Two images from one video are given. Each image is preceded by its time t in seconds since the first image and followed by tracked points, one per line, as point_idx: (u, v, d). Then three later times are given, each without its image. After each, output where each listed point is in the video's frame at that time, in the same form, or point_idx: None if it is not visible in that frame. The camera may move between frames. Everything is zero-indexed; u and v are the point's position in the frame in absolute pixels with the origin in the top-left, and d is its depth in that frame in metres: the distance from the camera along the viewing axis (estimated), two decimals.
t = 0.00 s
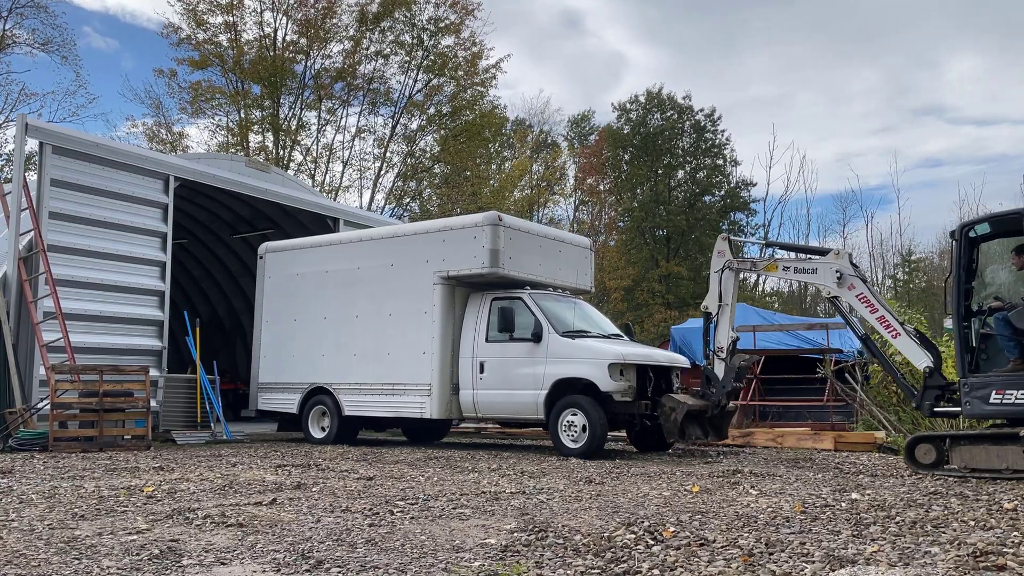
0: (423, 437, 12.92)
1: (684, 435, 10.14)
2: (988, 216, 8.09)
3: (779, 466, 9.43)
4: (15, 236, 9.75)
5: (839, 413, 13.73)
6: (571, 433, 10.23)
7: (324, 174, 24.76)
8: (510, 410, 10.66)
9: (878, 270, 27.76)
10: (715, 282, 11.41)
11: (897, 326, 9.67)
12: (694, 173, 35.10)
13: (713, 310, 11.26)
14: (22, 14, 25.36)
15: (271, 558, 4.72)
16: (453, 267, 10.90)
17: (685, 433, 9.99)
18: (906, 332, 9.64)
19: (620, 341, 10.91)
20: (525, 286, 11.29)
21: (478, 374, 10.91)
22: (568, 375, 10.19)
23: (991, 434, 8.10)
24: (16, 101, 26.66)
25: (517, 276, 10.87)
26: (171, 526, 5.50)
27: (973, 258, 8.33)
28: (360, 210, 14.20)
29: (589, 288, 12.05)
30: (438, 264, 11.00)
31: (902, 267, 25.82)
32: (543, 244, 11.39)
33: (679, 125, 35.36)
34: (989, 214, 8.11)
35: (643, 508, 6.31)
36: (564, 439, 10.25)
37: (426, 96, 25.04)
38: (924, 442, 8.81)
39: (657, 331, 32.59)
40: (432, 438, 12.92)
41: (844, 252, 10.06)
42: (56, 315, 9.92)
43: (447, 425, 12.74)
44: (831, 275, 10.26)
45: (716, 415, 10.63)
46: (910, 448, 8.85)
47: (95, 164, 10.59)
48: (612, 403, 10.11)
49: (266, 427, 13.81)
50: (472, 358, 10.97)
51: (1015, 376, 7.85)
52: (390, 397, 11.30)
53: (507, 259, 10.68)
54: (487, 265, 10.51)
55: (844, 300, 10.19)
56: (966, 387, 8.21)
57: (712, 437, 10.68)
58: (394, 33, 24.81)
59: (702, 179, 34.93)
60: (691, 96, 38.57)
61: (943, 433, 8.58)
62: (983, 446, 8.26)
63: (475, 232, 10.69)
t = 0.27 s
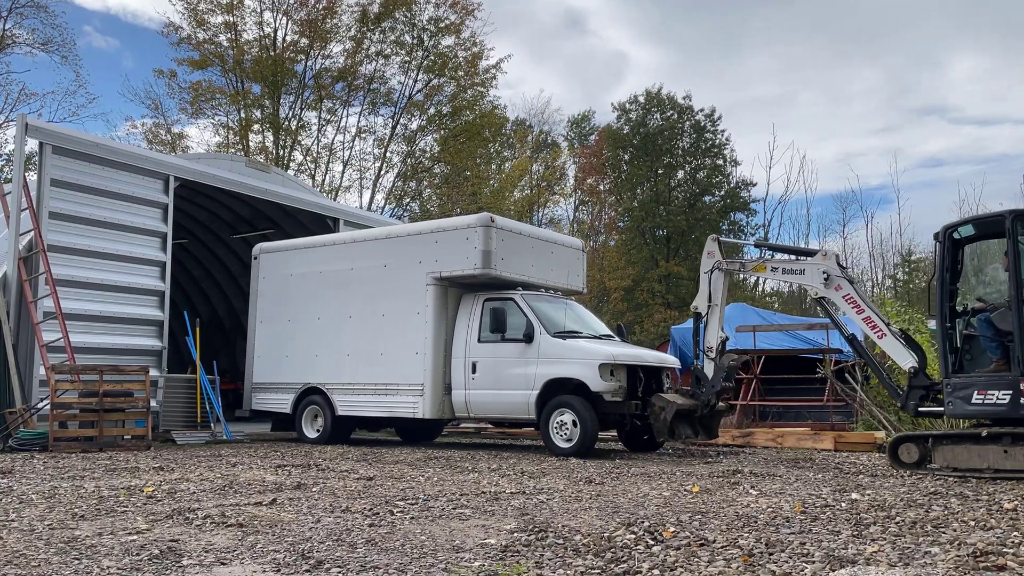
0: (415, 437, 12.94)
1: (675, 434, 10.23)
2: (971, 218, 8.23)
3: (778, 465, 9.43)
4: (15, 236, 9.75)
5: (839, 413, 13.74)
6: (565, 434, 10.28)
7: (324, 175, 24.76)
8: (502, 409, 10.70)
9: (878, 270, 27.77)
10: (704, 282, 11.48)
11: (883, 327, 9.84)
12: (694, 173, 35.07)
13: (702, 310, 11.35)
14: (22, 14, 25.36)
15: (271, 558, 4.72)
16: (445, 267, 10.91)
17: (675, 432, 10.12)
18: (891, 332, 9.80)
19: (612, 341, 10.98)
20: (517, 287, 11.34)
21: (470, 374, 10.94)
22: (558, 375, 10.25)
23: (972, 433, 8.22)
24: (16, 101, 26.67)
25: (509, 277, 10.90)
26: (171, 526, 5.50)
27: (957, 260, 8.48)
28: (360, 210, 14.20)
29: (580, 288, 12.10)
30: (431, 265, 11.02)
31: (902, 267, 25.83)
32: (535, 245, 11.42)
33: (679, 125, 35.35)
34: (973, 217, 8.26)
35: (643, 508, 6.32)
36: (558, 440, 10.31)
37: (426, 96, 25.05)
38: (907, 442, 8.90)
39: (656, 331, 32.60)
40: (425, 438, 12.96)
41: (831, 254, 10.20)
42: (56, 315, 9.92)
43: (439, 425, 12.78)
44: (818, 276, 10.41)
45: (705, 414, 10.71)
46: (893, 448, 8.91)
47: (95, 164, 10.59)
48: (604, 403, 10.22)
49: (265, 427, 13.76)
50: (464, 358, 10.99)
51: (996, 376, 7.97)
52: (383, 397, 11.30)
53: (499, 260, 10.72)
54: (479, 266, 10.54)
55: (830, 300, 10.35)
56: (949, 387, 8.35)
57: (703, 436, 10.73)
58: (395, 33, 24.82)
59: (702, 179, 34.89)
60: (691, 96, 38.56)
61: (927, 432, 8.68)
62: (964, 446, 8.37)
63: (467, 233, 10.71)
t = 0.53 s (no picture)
0: (404, 437, 12.98)
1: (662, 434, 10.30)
2: (955, 220, 8.33)
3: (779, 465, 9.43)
4: (15, 237, 9.75)
5: (839, 413, 13.74)
6: (555, 433, 10.33)
7: (324, 175, 24.77)
8: (493, 409, 10.73)
9: (878, 269, 27.77)
10: (693, 283, 11.48)
11: (868, 328, 9.89)
12: (694, 173, 34.99)
13: (692, 311, 11.34)
14: (22, 13, 25.36)
15: (271, 558, 4.72)
16: (437, 268, 10.91)
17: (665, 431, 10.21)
18: (877, 333, 9.87)
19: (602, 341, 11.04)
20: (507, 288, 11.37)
21: (461, 375, 10.96)
22: (549, 375, 10.29)
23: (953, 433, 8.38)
24: (16, 101, 26.68)
25: (500, 277, 10.93)
26: (171, 527, 5.50)
27: (941, 261, 8.59)
28: (360, 210, 14.20)
29: (572, 289, 12.13)
30: (423, 266, 11.03)
31: (903, 267, 25.82)
32: (526, 246, 11.43)
33: (679, 125, 35.30)
34: (956, 219, 8.36)
35: (643, 508, 6.32)
36: (548, 439, 10.35)
37: (426, 96, 25.06)
38: (888, 441, 8.99)
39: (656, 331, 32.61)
40: (416, 437, 12.98)
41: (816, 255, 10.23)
42: (56, 315, 9.92)
43: (429, 425, 12.82)
44: (804, 277, 10.45)
45: (694, 413, 10.71)
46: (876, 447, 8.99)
47: (95, 164, 10.59)
48: (594, 404, 10.24)
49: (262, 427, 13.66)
50: (456, 358, 11.01)
51: (977, 377, 8.08)
52: (376, 397, 11.30)
53: (490, 261, 10.75)
54: (470, 267, 10.56)
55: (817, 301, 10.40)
56: (930, 388, 8.43)
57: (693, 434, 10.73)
58: (395, 33, 24.83)
59: (701, 179, 34.77)
60: (691, 96, 38.54)
61: (908, 432, 8.78)
62: (944, 445, 8.52)
63: (459, 234, 10.72)
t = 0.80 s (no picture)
0: (394, 437, 13.03)
1: (648, 434, 10.38)
2: (933, 224, 8.68)
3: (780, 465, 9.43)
4: (15, 237, 9.75)
5: (839, 414, 13.75)
6: (542, 433, 10.35)
7: (324, 175, 24.77)
8: (481, 408, 10.77)
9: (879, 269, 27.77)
10: (678, 284, 11.81)
11: (850, 328, 10.36)
12: (694, 173, 34.90)
13: (677, 311, 11.68)
14: (22, 14, 25.36)
15: (271, 558, 4.72)
16: (426, 269, 10.91)
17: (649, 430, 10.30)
18: (857, 334, 10.33)
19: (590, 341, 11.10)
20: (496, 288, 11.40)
21: (450, 374, 10.99)
22: (536, 375, 10.34)
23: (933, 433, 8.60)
24: (16, 101, 26.68)
25: (488, 278, 10.94)
26: (171, 527, 5.50)
27: (922, 263, 8.94)
28: (360, 210, 14.21)
29: (560, 290, 12.14)
30: (413, 267, 11.04)
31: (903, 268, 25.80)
32: (515, 247, 11.43)
33: (679, 125, 35.23)
34: (935, 223, 8.70)
35: (643, 508, 6.32)
36: (535, 438, 10.36)
37: (426, 97, 25.06)
38: (868, 440, 9.13)
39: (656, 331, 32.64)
40: (406, 437, 13.01)
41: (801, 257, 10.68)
42: (56, 315, 9.93)
43: (420, 424, 12.88)
44: (788, 278, 10.90)
45: (681, 412, 11.01)
46: (855, 448, 9.14)
47: (95, 164, 10.59)
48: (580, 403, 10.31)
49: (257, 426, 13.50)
50: (445, 358, 11.03)
51: (953, 377, 8.39)
52: (366, 396, 11.30)
53: (479, 262, 10.76)
54: (459, 268, 10.57)
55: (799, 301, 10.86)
56: (910, 388, 8.77)
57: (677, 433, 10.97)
58: (395, 33, 24.84)
59: (701, 179, 34.64)
60: (690, 96, 38.51)
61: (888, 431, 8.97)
62: (922, 445, 8.76)
63: (448, 235, 10.73)
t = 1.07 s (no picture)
0: (387, 436, 13.06)
1: (635, 432, 10.37)
2: (915, 226, 8.81)
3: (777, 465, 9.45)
4: (15, 237, 9.74)
5: (839, 414, 13.75)
6: (531, 433, 10.35)
7: (324, 175, 24.77)
8: (470, 408, 10.78)
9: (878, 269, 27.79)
10: (666, 284, 11.88)
11: (835, 330, 10.43)
12: (693, 173, 34.83)
13: (665, 312, 11.77)
14: (22, 14, 25.36)
15: (271, 558, 4.72)
16: (416, 270, 10.92)
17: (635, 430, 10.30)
18: (841, 334, 10.39)
19: (577, 341, 11.13)
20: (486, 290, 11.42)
21: (439, 374, 11.01)
22: (524, 375, 10.36)
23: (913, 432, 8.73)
24: (16, 101, 26.67)
25: (478, 279, 10.95)
26: (171, 526, 5.50)
27: (904, 265, 9.06)
28: (360, 211, 14.21)
29: (549, 289, 12.15)
30: (402, 267, 11.04)
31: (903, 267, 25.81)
32: (505, 249, 11.44)
33: (679, 125, 35.18)
34: (916, 225, 8.83)
35: (643, 508, 6.32)
36: (524, 438, 10.36)
37: (426, 97, 25.05)
38: (849, 440, 9.33)
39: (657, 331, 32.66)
40: (394, 437, 13.08)
41: (785, 259, 10.71)
42: (56, 315, 9.94)
43: (413, 423, 12.93)
44: (773, 279, 10.94)
45: (668, 411, 11.05)
46: (837, 447, 9.37)
47: (95, 164, 10.59)
48: (566, 402, 10.31)
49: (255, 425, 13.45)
50: (434, 358, 11.06)
51: (933, 378, 8.57)
52: (356, 396, 11.30)
53: (469, 263, 10.77)
54: (448, 269, 10.58)
55: (785, 302, 10.92)
56: (890, 387, 8.90)
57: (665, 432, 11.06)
58: (395, 33, 24.85)
59: (701, 179, 34.57)
60: (690, 96, 38.48)
61: (868, 430, 9.11)
62: (903, 444, 8.85)
63: (437, 237, 10.75)
